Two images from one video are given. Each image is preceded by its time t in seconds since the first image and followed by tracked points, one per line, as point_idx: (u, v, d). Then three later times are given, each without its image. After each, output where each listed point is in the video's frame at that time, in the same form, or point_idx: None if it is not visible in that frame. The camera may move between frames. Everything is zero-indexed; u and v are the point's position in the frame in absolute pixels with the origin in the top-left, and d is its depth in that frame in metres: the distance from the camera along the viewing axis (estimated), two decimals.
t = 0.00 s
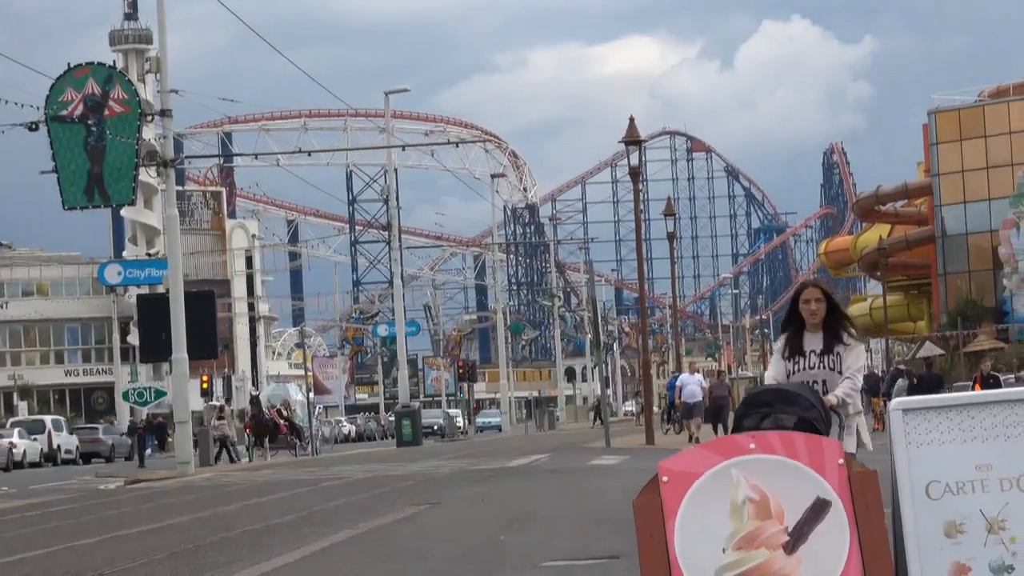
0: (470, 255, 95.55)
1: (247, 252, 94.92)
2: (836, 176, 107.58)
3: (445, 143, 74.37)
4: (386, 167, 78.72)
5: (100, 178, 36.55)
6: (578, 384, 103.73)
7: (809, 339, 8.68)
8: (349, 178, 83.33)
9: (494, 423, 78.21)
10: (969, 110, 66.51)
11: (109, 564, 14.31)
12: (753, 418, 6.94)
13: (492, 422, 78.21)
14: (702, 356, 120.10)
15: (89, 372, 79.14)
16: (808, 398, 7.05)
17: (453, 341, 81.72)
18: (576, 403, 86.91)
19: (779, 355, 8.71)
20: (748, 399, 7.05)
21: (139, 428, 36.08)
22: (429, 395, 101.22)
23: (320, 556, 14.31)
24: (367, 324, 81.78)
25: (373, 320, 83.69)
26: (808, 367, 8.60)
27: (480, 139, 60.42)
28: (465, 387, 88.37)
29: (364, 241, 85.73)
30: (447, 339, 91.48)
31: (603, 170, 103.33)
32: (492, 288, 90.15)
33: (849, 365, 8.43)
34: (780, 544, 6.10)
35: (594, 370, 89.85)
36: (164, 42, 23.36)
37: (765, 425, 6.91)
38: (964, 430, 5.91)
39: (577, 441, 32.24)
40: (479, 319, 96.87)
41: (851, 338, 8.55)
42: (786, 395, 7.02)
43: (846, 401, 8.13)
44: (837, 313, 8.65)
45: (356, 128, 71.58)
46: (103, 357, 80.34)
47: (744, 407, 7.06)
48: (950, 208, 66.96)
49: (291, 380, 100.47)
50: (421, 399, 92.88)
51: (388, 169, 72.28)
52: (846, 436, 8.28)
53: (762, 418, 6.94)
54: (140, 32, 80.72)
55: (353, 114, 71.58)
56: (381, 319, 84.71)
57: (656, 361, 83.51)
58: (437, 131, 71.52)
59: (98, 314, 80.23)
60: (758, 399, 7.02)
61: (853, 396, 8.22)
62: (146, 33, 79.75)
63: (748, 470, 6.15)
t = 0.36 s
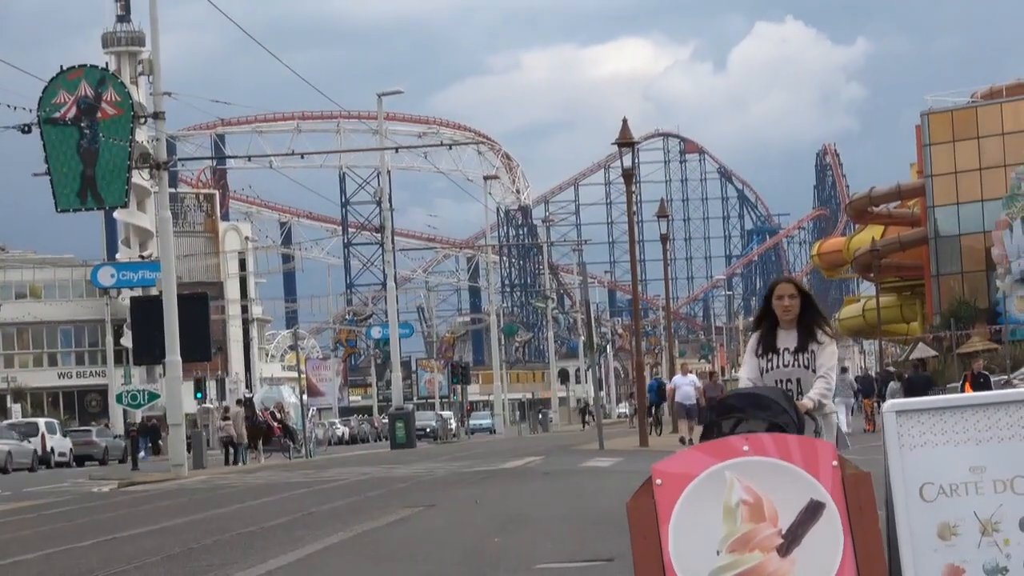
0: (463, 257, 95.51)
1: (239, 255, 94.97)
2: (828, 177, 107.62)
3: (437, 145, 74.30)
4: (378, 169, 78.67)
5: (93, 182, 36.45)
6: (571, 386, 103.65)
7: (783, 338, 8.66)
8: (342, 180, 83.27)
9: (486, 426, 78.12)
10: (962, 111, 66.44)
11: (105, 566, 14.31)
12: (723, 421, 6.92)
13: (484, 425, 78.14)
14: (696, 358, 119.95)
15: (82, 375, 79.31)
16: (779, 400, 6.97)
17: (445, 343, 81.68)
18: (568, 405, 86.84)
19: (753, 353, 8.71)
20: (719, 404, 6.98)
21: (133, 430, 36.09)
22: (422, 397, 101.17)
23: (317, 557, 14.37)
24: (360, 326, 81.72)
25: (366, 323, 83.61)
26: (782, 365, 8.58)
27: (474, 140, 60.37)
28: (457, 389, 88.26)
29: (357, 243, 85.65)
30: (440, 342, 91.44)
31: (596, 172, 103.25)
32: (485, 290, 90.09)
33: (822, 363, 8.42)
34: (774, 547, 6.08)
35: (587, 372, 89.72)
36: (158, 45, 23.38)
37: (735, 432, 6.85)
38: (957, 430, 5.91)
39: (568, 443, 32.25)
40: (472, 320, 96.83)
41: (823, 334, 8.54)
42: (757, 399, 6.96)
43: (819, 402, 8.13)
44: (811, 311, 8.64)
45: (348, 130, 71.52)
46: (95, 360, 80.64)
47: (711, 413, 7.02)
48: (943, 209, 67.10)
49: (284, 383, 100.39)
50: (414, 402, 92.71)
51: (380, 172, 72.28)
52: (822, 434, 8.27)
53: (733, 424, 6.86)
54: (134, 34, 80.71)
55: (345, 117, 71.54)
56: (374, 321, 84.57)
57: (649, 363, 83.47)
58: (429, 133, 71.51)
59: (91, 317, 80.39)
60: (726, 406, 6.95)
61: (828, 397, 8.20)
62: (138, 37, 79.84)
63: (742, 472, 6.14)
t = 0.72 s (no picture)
0: (462, 263, 95.53)
1: (238, 260, 95.01)
2: (827, 182, 107.66)
3: (436, 150, 74.32)
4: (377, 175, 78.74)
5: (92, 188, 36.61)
6: (570, 391, 103.70)
7: (753, 349, 8.46)
8: (342, 185, 83.27)
9: (485, 432, 78.09)
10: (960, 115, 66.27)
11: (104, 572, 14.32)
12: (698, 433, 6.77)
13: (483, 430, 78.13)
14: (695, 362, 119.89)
15: (81, 381, 79.33)
16: (752, 408, 6.77)
17: (444, 348, 81.71)
18: (568, 410, 86.77)
19: (722, 366, 8.50)
20: (689, 412, 6.76)
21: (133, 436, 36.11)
22: (421, 403, 101.16)
23: (315, 563, 14.34)
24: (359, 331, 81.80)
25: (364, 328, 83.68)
26: (752, 376, 8.37)
27: (472, 145, 60.35)
28: (458, 394, 88.38)
29: (355, 249, 85.70)
30: (440, 348, 91.45)
31: (595, 177, 103.28)
32: (485, 294, 90.02)
33: (795, 372, 8.21)
34: (773, 551, 6.07)
35: (586, 378, 89.68)
36: (157, 51, 23.35)
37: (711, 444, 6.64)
38: (956, 436, 5.79)
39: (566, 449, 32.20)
40: (471, 324, 96.84)
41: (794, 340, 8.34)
42: (728, 407, 6.71)
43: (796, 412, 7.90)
44: (780, 319, 8.44)
45: (346, 135, 71.53)
46: (95, 368, 80.41)
47: (682, 423, 6.77)
48: (941, 213, 66.80)
49: (283, 389, 100.48)
50: (413, 408, 92.65)
51: (379, 177, 72.29)
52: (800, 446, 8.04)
53: (707, 432, 6.66)
54: (132, 40, 80.84)
55: (344, 122, 71.55)
56: (373, 326, 84.65)
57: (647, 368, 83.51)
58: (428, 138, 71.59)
59: (91, 323, 80.53)
60: (698, 415, 6.72)
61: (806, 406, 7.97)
62: (136, 43, 79.86)
63: (742, 478, 6.11)
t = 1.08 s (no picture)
0: (458, 269, 95.55)
1: (234, 267, 94.97)
2: (823, 187, 107.81)
3: (432, 157, 74.39)
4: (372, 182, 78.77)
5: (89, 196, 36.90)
6: (567, 397, 103.76)
7: (726, 359, 8.21)
8: (338, 192, 83.27)
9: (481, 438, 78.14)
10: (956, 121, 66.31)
11: None
12: (666, 443, 6.64)
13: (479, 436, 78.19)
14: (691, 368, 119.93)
15: (79, 389, 79.12)
16: (721, 419, 6.68)
17: (440, 354, 81.69)
18: (564, 416, 86.83)
19: (692, 375, 8.25)
20: (654, 421, 6.76)
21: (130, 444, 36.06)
22: (417, 409, 101.21)
23: (312, 570, 14.32)
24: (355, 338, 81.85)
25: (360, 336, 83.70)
26: (724, 387, 8.13)
27: (468, 152, 60.41)
28: (454, 400, 88.50)
29: (351, 255, 85.74)
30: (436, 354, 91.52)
31: (591, 183, 103.32)
32: (481, 301, 90.05)
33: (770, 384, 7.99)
34: (769, 557, 6.06)
35: (582, 383, 89.74)
36: (152, 59, 23.31)
37: (678, 454, 6.61)
38: (954, 441, 5.88)
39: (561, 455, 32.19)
40: (468, 331, 96.86)
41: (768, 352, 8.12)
42: (694, 416, 6.67)
43: (768, 425, 7.69)
44: (755, 330, 8.22)
45: (342, 142, 71.59)
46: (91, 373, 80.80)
47: (647, 431, 6.76)
48: (938, 218, 66.99)
49: (278, 396, 100.53)
50: (410, 414, 92.64)
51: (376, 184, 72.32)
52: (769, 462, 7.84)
53: (678, 443, 6.62)
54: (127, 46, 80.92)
55: (339, 129, 71.61)
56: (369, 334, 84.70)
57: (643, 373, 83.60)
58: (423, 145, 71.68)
59: (87, 330, 80.35)
60: (665, 424, 6.71)
61: (778, 420, 7.76)
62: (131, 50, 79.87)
63: (739, 483, 6.10)
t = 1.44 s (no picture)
0: (453, 274, 95.61)
1: (229, 273, 95.14)
2: (818, 191, 107.93)
3: (425, 162, 74.44)
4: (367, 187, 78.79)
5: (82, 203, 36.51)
6: (563, 401, 103.82)
7: (698, 358, 8.21)
8: (333, 198, 83.33)
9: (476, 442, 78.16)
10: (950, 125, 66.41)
11: None
12: (626, 452, 6.87)
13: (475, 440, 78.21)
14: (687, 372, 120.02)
15: (74, 395, 79.27)
16: (683, 428, 6.79)
17: (436, 359, 81.66)
18: (561, 420, 86.83)
19: (665, 374, 8.24)
20: (615, 431, 6.96)
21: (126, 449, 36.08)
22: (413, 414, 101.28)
23: None
24: (350, 342, 81.88)
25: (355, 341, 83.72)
26: (698, 387, 8.11)
27: (461, 158, 60.47)
28: (450, 404, 88.55)
29: (346, 260, 85.75)
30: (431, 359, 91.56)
31: (587, 188, 103.39)
32: (477, 305, 90.03)
33: (741, 384, 7.96)
34: (764, 562, 6.02)
35: (577, 388, 89.74)
36: (147, 65, 23.44)
37: (642, 465, 6.79)
38: (946, 445, 5.88)
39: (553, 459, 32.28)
40: (463, 336, 96.86)
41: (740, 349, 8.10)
42: (655, 426, 6.80)
43: (736, 424, 7.66)
44: (728, 328, 8.20)
45: (336, 148, 71.67)
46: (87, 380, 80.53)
47: (610, 441, 6.97)
48: (933, 222, 66.93)
49: (274, 402, 100.66)
50: (405, 419, 92.70)
51: (370, 189, 72.45)
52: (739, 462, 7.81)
53: (642, 453, 6.78)
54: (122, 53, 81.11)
55: (333, 135, 71.69)
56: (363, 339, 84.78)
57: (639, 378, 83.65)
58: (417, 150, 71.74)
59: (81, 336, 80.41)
60: (626, 434, 6.90)
61: (746, 420, 7.72)
62: (126, 56, 80.13)
63: (732, 488, 6.08)
